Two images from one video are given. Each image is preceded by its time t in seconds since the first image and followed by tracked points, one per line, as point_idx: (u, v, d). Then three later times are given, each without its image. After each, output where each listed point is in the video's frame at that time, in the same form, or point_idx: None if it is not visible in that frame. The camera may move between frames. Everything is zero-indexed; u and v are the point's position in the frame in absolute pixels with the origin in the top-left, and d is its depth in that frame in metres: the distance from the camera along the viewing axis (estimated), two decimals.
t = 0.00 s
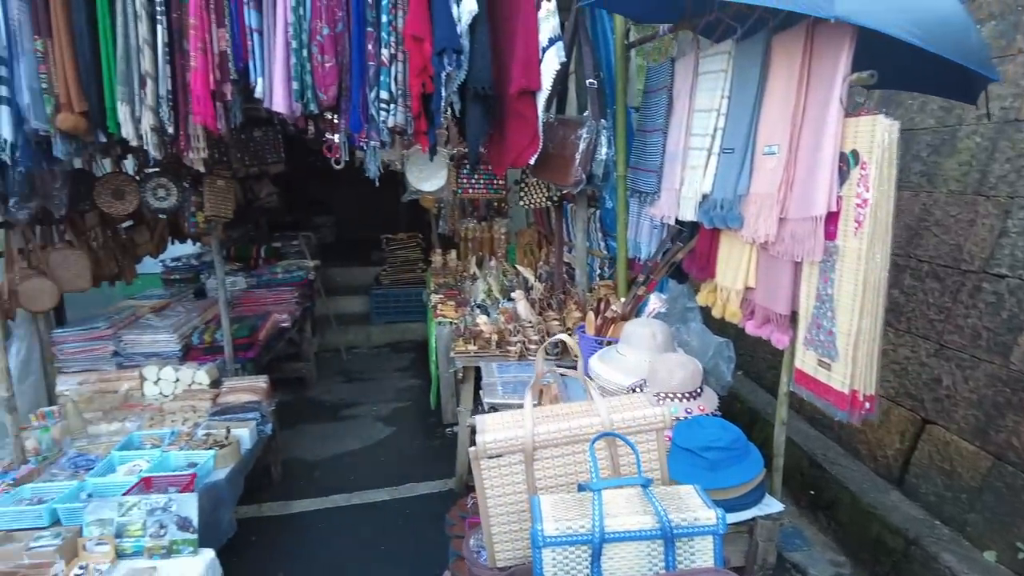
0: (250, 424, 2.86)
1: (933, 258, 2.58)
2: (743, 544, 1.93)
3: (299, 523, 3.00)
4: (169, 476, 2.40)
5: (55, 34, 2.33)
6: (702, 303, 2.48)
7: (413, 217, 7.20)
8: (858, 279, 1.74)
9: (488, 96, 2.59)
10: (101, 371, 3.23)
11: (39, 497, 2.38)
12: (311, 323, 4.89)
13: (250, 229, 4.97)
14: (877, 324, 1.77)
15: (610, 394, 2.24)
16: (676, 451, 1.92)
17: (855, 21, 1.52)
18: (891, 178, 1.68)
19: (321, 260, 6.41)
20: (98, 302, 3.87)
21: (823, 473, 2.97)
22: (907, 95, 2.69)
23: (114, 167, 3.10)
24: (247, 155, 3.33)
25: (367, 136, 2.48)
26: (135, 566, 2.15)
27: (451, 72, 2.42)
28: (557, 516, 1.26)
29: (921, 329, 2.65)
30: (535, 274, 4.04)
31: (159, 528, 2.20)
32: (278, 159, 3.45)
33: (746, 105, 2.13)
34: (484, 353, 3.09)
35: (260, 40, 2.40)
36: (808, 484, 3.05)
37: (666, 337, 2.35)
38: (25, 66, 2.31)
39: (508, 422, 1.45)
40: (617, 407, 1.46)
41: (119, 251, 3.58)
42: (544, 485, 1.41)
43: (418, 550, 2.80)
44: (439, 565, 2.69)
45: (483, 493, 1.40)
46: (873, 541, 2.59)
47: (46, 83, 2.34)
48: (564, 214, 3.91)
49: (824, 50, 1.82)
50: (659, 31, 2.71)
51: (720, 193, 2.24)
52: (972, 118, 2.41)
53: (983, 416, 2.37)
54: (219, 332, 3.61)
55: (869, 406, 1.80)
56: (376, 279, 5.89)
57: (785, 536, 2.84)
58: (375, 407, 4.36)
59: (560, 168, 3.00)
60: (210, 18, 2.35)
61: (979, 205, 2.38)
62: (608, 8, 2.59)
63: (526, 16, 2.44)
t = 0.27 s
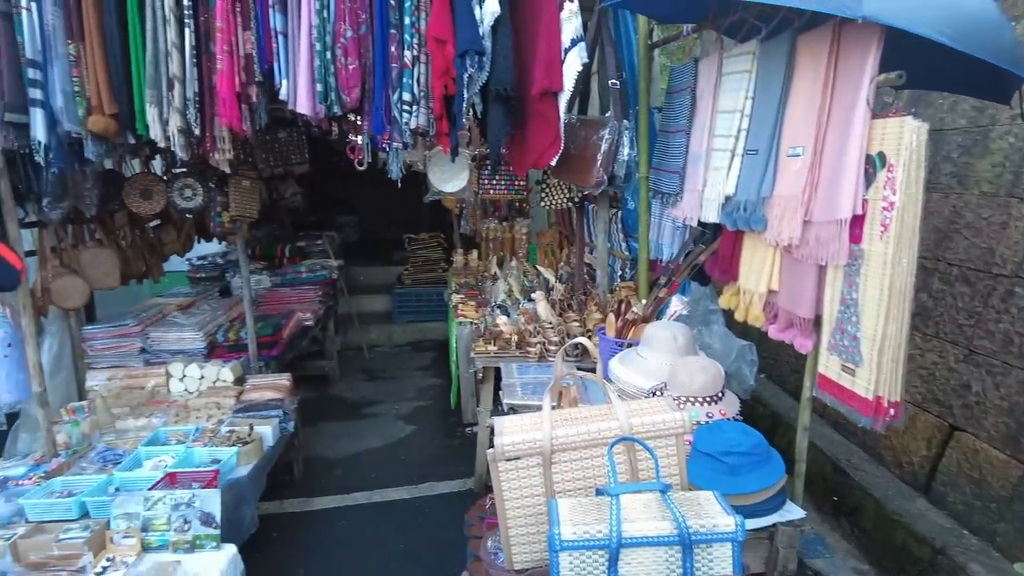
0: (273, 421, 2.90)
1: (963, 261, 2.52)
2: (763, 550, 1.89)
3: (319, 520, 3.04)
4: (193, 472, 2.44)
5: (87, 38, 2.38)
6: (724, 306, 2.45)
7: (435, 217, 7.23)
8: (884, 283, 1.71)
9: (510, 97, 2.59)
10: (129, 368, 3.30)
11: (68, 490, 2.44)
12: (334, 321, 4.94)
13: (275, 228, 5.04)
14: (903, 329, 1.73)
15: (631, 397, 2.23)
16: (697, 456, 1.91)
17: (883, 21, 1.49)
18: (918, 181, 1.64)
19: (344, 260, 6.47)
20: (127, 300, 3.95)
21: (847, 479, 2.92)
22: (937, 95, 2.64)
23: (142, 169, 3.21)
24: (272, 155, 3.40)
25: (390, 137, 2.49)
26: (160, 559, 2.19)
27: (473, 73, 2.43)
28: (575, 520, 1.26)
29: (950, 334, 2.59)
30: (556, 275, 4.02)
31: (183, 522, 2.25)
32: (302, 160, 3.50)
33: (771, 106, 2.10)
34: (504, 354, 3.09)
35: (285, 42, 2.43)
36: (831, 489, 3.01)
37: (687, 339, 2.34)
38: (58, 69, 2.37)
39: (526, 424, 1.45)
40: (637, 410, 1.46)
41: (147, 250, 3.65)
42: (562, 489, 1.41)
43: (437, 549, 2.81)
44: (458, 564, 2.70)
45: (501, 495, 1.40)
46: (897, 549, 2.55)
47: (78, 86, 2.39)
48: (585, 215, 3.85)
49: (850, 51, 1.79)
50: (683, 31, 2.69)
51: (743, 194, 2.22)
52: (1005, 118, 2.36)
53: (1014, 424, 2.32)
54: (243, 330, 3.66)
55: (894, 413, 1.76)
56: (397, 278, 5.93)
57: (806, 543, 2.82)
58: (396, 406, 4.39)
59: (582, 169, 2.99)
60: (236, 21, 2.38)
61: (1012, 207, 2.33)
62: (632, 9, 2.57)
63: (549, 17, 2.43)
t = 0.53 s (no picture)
0: (295, 419, 2.93)
1: (998, 265, 2.45)
2: (788, 558, 1.87)
3: (341, 518, 3.05)
4: (216, 468, 2.47)
5: (117, 40, 2.42)
6: (749, 309, 2.41)
7: (458, 217, 7.25)
8: (914, 288, 1.66)
9: (533, 97, 2.58)
10: (155, 364, 3.34)
11: (96, 484, 2.48)
12: (357, 320, 4.97)
13: (299, 227, 5.09)
14: (935, 334, 1.67)
15: (654, 401, 2.21)
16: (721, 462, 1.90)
17: (917, 18, 1.45)
18: (953, 182, 1.59)
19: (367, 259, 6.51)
20: (154, 297, 4.01)
21: (874, 487, 2.86)
22: (972, 93, 2.57)
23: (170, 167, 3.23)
24: (296, 155, 3.41)
25: (414, 137, 2.50)
26: (183, 555, 2.22)
27: (497, 74, 2.40)
28: (596, 526, 1.25)
29: (983, 339, 2.53)
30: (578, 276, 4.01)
31: (206, 519, 2.27)
32: (326, 160, 3.52)
33: (799, 106, 2.06)
34: (525, 355, 3.08)
35: (310, 43, 2.44)
36: (857, 496, 2.95)
37: (711, 343, 2.31)
38: (90, 71, 2.41)
39: (547, 427, 1.44)
40: (660, 415, 1.44)
41: (173, 248, 3.70)
42: (583, 494, 1.40)
43: (456, 549, 2.81)
44: (478, 565, 2.70)
45: (521, 498, 1.40)
46: (927, 559, 2.49)
47: (108, 87, 2.44)
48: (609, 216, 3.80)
49: (881, 49, 1.74)
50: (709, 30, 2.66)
51: (771, 196, 2.18)
52: None
53: None
54: (267, 328, 3.70)
55: (924, 420, 1.71)
56: (419, 277, 5.96)
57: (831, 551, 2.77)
58: (417, 405, 4.40)
59: (605, 169, 2.96)
60: (262, 22, 2.40)
61: None
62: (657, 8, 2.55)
63: (573, 16, 2.41)
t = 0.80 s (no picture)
0: (317, 418, 2.94)
1: None
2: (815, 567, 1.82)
3: (360, 517, 3.06)
4: (240, 467, 2.48)
5: (145, 42, 2.44)
6: (775, 312, 2.39)
7: (477, 217, 7.26)
8: (948, 293, 1.62)
9: (557, 98, 2.57)
10: (179, 362, 3.38)
11: (122, 481, 2.51)
12: (377, 319, 5.00)
13: (320, 227, 5.12)
14: (969, 341, 1.64)
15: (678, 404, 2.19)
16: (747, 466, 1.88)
17: (954, 17, 1.43)
18: (989, 184, 1.56)
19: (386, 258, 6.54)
20: (178, 295, 4.05)
21: (900, 493, 2.81)
22: (1005, 93, 2.52)
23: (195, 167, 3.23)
24: (319, 156, 3.43)
25: (437, 138, 2.49)
26: (207, 552, 2.24)
27: (520, 74, 2.39)
28: (625, 532, 1.23)
29: (1015, 344, 2.48)
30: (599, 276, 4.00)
31: (229, 517, 2.28)
32: (348, 161, 3.53)
33: (828, 106, 2.03)
34: (545, 356, 3.06)
35: (334, 43, 2.45)
36: (882, 502, 2.90)
37: (737, 346, 2.29)
38: (119, 72, 2.44)
39: (574, 431, 1.43)
40: (689, 420, 1.42)
41: (197, 246, 3.73)
42: (610, 499, 1.39)
43: (476, 550, 2.81)
44: (497, 567, 2.69)
45: (547, 502, 1.39)
46: (955, 568, 2.44)
47: (136, 89, 2.46)
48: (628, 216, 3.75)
49: (915, 48, 1.71)
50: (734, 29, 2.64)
51: (798, 197, 2.15)
52: None
53: None
54: (289, 328, 3.73)
55: (958, 427, 1.66)
56: (438, 277, 5.96)
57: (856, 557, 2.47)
58: (436, 405, 4.40)
59: (628, 169, 2.95)
60: (287, 23, 2.41)
61: None
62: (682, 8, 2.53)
63: (597, 16, 2.40)
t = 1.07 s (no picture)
0: (336, 422, 2.95)
1: None
2: None
3: (378, 520, 3.08)
4: (261, 470, 2.50)
5: (169, 48, 2.46)
6: (796, 319, 2.38)
7: (489, 219, 7.27)
8: (978, 304, 1.61)
9: (577, 104, 2.56)
10: (197, 364, 3.40)
11: (144, 484, 2.53)
12: (391, 322, 5.01)
13: (335, 229, 5.14)
14: (999, 352, 1.63)
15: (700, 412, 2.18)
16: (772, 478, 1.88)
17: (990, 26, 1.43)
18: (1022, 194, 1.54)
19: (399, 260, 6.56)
20: (195, 298, 4.08)
21: (920, 501, 2.79)
22: None
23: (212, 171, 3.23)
24: (338, 160, 3.44)
25: (457, 144, 2.51)
26: (229, 556, 2.24)
27: (542, 80, 2.41)
28: (657, 545, 1.23)
29: None
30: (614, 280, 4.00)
31: (251, 521, 2.30)
32: (366, 164, 3.54)
33: (853, 114, 2.02)
34: (563, 361, 3.06)
35: (356, 49, 2.46)
36: (902, 510, 2.89)
37: (758, 354, 2.28)
38: (142, 78, 2.46)
39: (603, 442, 1.43)
40: (718, 432, 1.42)
41: (214, 249, 3.71)
42: (639, 510, 1.39)
43: (493, 554, 2.81)
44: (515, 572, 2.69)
45: (577, 513, 1.39)
46: None
47: (159, 95, 2.48)
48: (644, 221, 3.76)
49: (944, 57, 1.70)
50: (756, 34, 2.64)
51: (822, 205, 2.14)
52: None
53: None
54: (307, 330, 3.74)
55: (987, 439, 1.66)
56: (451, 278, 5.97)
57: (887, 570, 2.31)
58: (450, 407, 4.41)
59: (647, 174, 2.95)
60: (309, 29, 2.42)
61: None
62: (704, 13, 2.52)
63: (619, 23, 2.40)
